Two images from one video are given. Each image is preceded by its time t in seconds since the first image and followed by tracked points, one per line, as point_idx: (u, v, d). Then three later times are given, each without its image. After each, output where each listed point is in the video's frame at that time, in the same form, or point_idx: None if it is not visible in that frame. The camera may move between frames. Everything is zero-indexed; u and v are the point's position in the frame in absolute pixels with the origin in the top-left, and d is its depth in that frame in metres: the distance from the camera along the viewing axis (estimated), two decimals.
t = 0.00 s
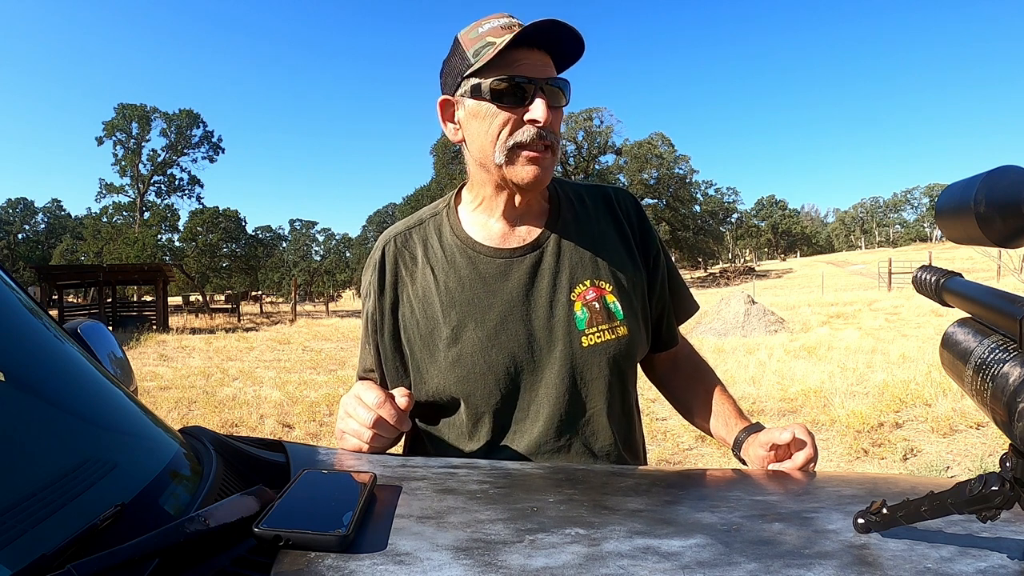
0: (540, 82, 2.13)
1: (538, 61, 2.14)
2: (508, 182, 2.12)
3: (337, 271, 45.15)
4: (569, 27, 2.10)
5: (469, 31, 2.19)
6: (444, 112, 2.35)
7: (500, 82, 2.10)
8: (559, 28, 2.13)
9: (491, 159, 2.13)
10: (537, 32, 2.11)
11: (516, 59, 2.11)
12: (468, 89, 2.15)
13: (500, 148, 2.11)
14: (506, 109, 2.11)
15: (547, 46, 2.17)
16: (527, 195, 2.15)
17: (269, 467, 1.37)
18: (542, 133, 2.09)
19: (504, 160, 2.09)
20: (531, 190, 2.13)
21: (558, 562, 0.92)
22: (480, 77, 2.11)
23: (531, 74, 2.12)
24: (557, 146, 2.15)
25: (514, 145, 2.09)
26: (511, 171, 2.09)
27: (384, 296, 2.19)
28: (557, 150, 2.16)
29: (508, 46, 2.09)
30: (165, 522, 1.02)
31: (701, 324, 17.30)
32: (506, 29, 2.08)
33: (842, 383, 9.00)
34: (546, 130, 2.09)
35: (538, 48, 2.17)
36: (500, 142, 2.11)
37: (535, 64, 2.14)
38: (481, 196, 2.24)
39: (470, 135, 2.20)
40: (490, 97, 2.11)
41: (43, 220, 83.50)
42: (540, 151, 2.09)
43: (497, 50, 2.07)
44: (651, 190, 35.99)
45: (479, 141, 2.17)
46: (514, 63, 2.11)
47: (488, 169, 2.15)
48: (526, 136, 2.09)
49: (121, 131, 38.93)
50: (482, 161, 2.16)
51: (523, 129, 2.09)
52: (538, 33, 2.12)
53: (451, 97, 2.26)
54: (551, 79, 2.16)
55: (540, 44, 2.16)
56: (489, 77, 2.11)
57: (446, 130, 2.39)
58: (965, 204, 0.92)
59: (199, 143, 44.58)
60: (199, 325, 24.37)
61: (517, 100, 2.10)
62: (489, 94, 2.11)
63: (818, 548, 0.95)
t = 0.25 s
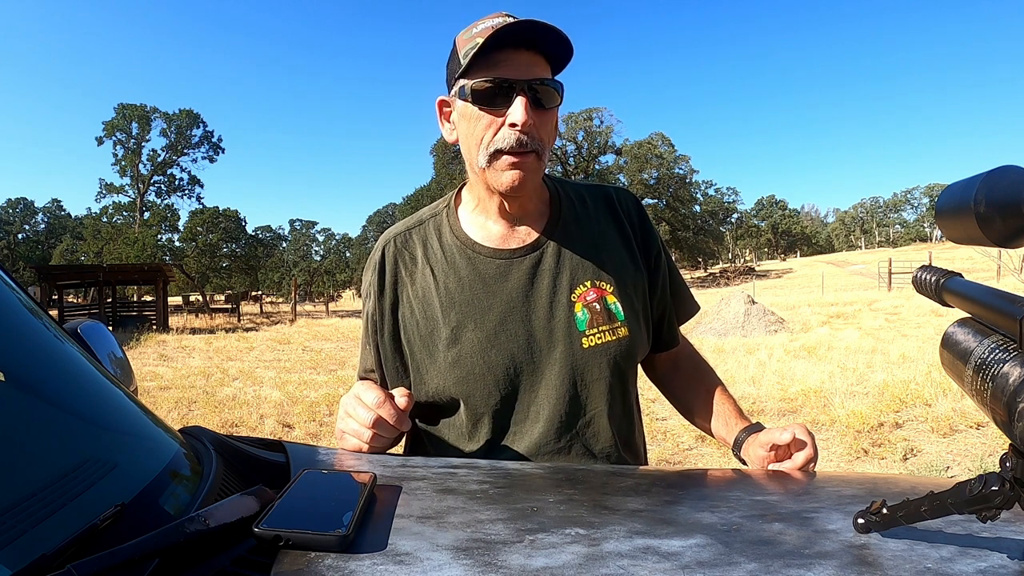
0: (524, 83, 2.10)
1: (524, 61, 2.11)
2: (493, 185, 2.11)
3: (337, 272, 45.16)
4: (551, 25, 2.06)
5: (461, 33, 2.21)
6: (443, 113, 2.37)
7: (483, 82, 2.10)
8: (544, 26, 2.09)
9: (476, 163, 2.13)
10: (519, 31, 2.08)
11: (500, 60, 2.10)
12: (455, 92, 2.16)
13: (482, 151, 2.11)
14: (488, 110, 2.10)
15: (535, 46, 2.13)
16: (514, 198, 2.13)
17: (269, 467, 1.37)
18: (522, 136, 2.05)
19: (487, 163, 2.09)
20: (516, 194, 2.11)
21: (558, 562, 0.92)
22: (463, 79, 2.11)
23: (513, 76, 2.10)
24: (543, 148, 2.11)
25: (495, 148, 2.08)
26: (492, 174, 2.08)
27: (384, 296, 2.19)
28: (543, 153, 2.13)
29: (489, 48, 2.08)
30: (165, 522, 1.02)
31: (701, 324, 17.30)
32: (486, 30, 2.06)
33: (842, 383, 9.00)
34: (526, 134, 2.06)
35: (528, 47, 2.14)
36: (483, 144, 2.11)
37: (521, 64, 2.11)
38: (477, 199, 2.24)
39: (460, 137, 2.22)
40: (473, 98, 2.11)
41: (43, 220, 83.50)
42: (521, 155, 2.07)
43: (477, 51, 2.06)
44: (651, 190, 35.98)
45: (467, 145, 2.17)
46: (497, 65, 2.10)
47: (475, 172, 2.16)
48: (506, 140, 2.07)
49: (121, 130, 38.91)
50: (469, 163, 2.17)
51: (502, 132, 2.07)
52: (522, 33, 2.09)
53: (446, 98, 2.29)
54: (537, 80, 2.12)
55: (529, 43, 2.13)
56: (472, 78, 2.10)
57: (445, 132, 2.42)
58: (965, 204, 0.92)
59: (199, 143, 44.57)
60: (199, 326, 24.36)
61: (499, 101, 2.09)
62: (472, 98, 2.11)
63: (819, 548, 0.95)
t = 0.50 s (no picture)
0: (524, 84, 2.10)
1: (524, 62, 2.11)
2: (493, 186, 2.10)
3: (337, 272, 45.18)
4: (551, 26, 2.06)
5: (461, 34, 2.21)
6: (443, 114, 2.37)
7: (483, 83, 2.10)
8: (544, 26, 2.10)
9: (476, 164, 2.13)
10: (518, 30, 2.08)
11: (499, 61, 2.10)
12: (455, 93, 2.16)
13: (483, 152, 2.11)
14: (488, 111, 2.10)
15: (534, 47, 2.14)
16: (516, 199, 2.13)
17: (269, 467, 1.37)
18: (523, 137, 2.05)
19: (487, 164, 2.09)
20: (519, 195, 2.10)
21: (558, 562, 0.92)
22: (462, 80, 2.11)
23: (513, 77, 2.10)
24: (543, 149, 2.11)
25: (495, 150, 2.08)
26: (494, 175, 2.08)
27: (384, 296, 2.19)
28: (544, 153, 2.13)
29: (489, 49, 2.08)
30: (165, 522, 1.02)
31: (701, 324, 17.30)
32: (485, 30, 2.07)
33: (842, 383, 9.00)
34: (526, 134, 2.06)
35: (527, 48, 2.14)
36: (483, 146, 2.11)
37: (521, 65, 2.11)
38: (477, 201, 2.24)
39: (461, 139, 2.22)
40: (473, 99, 2.11)
41: (43, 220, 83.48)
42: (523, 156, 2.06)
43: (476, 52, 2.06)
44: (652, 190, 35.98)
45: (467, 146, 2.18)
46: (497, 65, 2.10)
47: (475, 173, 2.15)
48: (506, 141, 2.07)
49: (121, 130, 38.87)
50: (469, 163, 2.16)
51: (504, 133, 2.07)
52: (521, 34, 2.10)
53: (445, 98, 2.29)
54: (537, 81, 2.12)
55: (528, 44, 2.13)
56: (472, 79, 2.10)
57: (444, 133, 2.43)
58: (965, 204, 0.92)
59: (199, 143, 44.52)
60: (199, 325, 24.37)
61: (500, 101, 2.09)
62: (472, 99, 2.11)
63: (818, 548, 0.95)
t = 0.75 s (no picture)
0: (524, 84, 2.10)
1: (524, 62, 2.11)
2: (494, 187, 2.11)
3: (337, 272, 45.19)
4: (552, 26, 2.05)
5: (462, 34, 2.21)
6: (445, 113, 2.37)
7: (484, 84, 2.10)
8: (544, 26, 2.09)
9: (477, 165, 2.14)
10: (519, 31, 2.07)
11: (499, 62, 2.09)
12: (456, 93, 2.16)
13: (484, 153, 2.11)
14: (488, 111, 2.10)
15: (535, 46, 2.13)
16: (517, 199, 2.13)
17: (269, 467, 1.37)
18: (522, 138, 2.06)
19: (487, 166, 2.10)
20: (520, 195, 2.11)
21: (558, 562, 0.92)
22: (463, 81, 2.12)
23: (513, 78, 2.10)
24: (543, 150, 2.11)
25: (495, 151, 2.08)
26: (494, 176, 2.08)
27: (385, 296, 2.18)
28: (544, 153, 2.13)
29: (488, 50, 2.08)
30: (165, 522, 1.02)
31: (701, 324, 17.30)
32: (485, 31, 2.06)
33: (842, 383, 9.00)
34: (526, 135, 2.06)
35: (528, 48, 2.13)
36: (484, 146, 2.12)
37: (522, 65, 2.10)
38: (479, 202, 2.25)
39: (462, 139, 2.23)
40: (473, 100, 2.11)
41: (43, 220, 83.50)
42: (522, 156, 2.07)
43: (476, 53, 2.06)
44: (652, 190, 35.98)
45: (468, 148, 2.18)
46: (497, 66, 2.09)
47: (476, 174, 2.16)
48: (506, 142, 2.07)
49: (122, 130, 38.88)
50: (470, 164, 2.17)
51: (503, 133, 2.07)
52: (521, 35, 2.09)
53: (447, 98, 2.30)
54: (537, 81, 2.12)
55: (529, 44, 2.13)
56: (473, 79, 2.11)
57: (446, 132, 2.43)
58: (965, 204, 0.92)
59: (199, 143, 44.52)
60: (199, 325, 24.37)
61: (500, 101, 2.09)
62: (472, 101, 2.11)
63: (819, 548, 0.95)
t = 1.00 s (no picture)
0: (519, 80, 2.10)
1: (518, 58, 2.11)
2: (493, 185, 2.11)
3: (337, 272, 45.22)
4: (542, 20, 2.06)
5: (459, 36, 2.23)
6: (449, 114, 2.38)
7: (478, 82, 2.11)
8: (537, 22, 2.10)
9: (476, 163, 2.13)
10: (511, 26, 2.08)
11: (492, 59, 2.11)
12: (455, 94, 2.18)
13: (482, 151, 2.11)
14: (484, 109, 2.10)
15: (530, 43, 2.14)
16: (519, 197, 2.12)
17: (269, 467, 1.37)
18: (516, 134, 2.05)
19: (485, 163, 2.09)
20: (521, 193, 2.10)
21: (558, 562, 0.92)
22: (460, 81, 2.14)
23: (506, 73, 2.10)
24: (541, 145, 2.09)
25: (492, 148, 2.08)
26: (492, 173, 2.08)
27: (388, 291, 2.18)
28: (542, 149, 2.11)
29: (480, 48, 2.10)
30: (165, 522, 1.02)
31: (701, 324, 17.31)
32: (476, 30, 2.08)
33: (842, 383, 9.00)
34: (520, 130, 2.05)
35: (523, 45, 2.14)
36: (482, 145, 2.12)
37: (516, 61, 2.11)
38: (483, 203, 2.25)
39: (464, 140, 2.24)
40: (470, 99, 2.12)
41: (43, 220, 83.50)
42: (518, 152, 2.06)
43: (468, 52, 2.09)
44: (652, 190, 35.96)
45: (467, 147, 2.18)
46: (491, 63, 2.11)
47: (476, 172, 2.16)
48: (501, 138, 2.06)
49: (122, 130, 38.90)
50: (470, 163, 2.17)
51: (498, 131, 2.07)
52: (513, 30, 2.10)
53: (448, 101, 2.32)
54: (532, 76, 2.12)
55: (524, 40, 2.13)
56: (468, 79, 2.13)
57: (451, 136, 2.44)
58: (965, 203, 0.92)
59: (199, 143, 44.50)
60: (199, 325, 24.37)
61: (495, 98, 2.10)
62: (468, 101, 2.12)
63: (819, 548, 0.95)
